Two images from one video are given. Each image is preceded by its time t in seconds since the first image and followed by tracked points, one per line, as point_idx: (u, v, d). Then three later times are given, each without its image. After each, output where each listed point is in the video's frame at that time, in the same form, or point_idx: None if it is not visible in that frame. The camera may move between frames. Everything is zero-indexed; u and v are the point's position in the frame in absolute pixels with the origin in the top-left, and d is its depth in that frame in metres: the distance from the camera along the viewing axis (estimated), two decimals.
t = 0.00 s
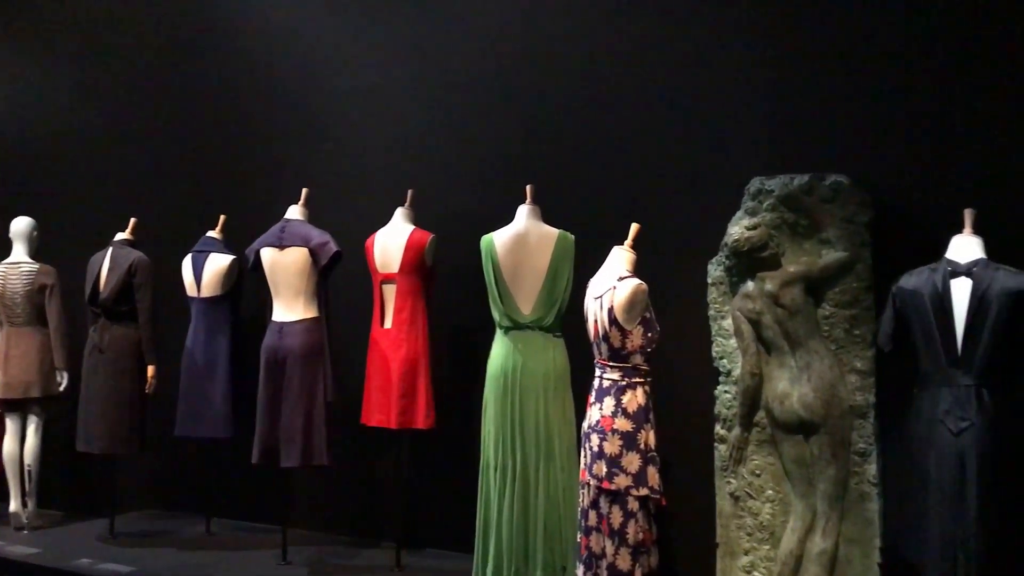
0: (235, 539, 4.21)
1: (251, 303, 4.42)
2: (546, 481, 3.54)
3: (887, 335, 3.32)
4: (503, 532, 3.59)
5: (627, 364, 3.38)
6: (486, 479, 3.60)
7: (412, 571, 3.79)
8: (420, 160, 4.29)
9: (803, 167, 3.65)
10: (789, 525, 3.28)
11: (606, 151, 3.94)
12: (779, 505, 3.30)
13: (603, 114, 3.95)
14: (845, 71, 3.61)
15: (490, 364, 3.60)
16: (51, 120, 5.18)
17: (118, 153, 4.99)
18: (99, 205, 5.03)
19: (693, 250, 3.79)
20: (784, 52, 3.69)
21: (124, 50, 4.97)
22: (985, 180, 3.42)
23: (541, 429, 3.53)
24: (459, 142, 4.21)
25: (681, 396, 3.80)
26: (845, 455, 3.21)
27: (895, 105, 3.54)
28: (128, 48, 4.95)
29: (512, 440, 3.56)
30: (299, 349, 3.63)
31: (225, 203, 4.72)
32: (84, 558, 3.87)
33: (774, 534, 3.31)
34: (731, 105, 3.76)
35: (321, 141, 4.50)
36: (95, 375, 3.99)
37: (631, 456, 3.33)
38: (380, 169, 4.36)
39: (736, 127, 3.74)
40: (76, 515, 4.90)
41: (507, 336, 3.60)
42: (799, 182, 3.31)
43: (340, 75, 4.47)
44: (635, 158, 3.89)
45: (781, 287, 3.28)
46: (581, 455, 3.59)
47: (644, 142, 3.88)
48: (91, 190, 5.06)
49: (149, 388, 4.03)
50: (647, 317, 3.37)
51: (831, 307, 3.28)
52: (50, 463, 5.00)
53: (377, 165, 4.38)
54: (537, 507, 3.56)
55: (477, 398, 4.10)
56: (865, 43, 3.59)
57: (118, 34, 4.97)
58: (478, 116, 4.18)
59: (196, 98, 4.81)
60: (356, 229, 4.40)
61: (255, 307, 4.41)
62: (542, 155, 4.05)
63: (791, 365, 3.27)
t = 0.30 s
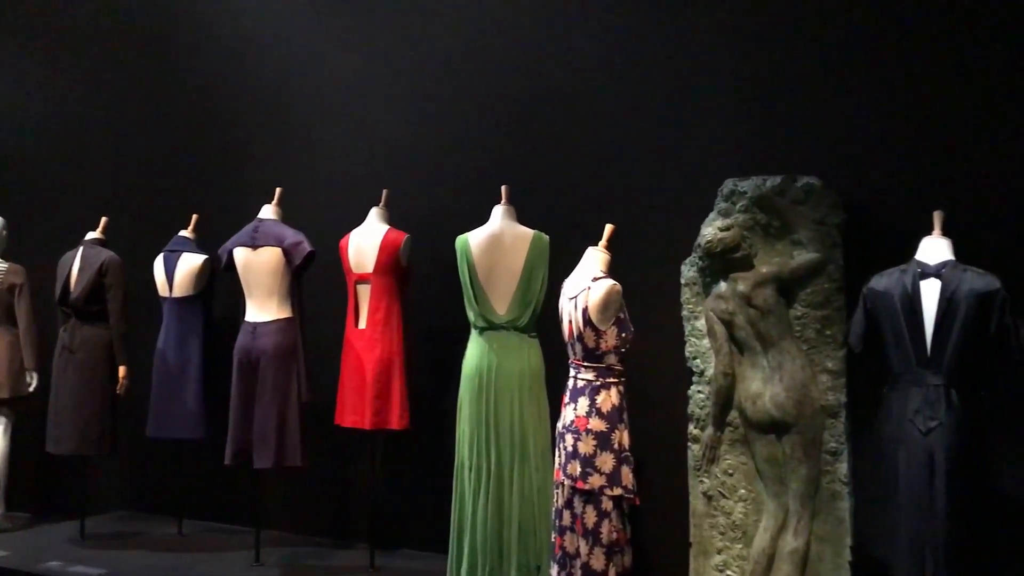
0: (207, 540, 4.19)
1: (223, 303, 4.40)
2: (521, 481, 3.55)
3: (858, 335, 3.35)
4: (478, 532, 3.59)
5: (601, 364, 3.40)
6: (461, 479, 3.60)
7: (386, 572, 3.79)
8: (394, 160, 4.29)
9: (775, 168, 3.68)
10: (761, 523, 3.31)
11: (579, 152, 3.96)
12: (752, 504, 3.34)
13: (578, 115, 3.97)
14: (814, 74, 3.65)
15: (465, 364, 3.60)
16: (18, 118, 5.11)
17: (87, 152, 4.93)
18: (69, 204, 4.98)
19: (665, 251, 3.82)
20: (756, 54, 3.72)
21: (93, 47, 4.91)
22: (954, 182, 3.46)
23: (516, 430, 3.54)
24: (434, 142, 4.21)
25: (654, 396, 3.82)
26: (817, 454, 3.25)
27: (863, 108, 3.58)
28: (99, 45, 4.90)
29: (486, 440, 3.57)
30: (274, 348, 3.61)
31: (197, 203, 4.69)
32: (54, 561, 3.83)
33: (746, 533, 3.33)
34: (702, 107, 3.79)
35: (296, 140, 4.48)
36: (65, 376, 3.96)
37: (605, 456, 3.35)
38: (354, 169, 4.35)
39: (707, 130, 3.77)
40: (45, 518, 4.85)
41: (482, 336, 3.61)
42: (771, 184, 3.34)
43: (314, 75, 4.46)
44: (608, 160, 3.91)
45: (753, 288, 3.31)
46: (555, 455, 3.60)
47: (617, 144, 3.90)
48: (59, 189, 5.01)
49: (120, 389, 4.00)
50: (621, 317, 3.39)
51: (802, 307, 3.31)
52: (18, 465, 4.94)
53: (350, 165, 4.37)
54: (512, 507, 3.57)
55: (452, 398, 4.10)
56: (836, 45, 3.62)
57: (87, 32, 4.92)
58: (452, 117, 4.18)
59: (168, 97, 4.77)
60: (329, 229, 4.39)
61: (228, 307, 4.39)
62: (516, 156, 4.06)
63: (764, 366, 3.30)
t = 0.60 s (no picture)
0: (183, 541, 4.16)
1: (199, 302, 4.38)
2: (497, 481, 3.55)
3: (832, 335, 3.38)
4: (454, 533, 3.59)
5: (578, 364, 3.40)
6: (437, 479, 3.60)
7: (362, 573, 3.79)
8: (371, 160, 4.28)
9: (749, 169, 3.71)
10: (737, 523, 3.32)
11: (556, 152, 3.97)
12: (728, 503, 3.35)
13: (555, 115, 3.98)
14: (788, 76, 3.68)
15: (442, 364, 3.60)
16: None
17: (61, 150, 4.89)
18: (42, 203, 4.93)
19: (641, 251, 3.84)
20: (732, 55, 3.75)
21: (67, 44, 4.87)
22: (926, 183, 3.50)
23: (493, 430, 3.54)
24: (411, 142, 4.21)
25: (629, 396, 3.84)
26: (791, 453, 3.27)
27: (837, 110, 3.62)
28: (61, 36, 4.78)
29: (463, 439, 3.56)
30: (248, 348, 3.59)
31: (173, 203, 4.66)
32: (25, 563, 3.80)
33: (722, 532, 3.35)
34: (678, 108, 3.81)
35: (272, 139, 4.46)
36: (37, 376, 3.92)
37: (581, 456, 3.35)
38: (331, 169, 4.34)
39: (683, 130, 3.80)
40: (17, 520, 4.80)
41: (459, 336, 3.61)
42: (747, 185, 3.36)
43: (290, 74, 4.44)
44: (584, 160, 3.93)
45: (729, 288, 3.33)
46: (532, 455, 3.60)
47: (593, 145, 3.92)
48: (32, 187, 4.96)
49: (93, 389, 3.97)
50: (598, 317, 3.40)
51: (777, 307, 3.33)
52: None
53: (327, 165, 4.36)
54: (489, 507, 3.57)
55: (429, 397, 4.10)
56: (810, 47, 3.66)
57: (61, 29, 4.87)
58: (429, 117, 4.18)
59: (143, 95, 4.73)
60: (306, 229, 4.37)
61: (204, 307, 4.37)
62: (493, 156, 4.07)
63: (739, 365, 3.31)
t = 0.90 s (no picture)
0: (160, 542, 4.15)
1: (178, 302, 4.36)
2: (477, 481, 3.56)
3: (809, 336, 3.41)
4: (433, 533, 3.59)
5: (557, 364, 3.41)
6: (417, 479, 3.60)
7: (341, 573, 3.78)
8: (351, 160, 4.28)
9: (727, 170, 3.73)
10: (715, 522, 3.34)
11: (536, 153, 3.98)
12: (706, 503, 3.37)
13: (534, 116, 3.99)
14: (766, 78, 3.70)
15: (421, 364, 3.60)
16: None
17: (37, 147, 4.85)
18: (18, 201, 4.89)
19: (620, 251, 3.85)
20: (709, 56, 3.77)
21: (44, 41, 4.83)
22: (900, 184, 3.53)
23: (473, 430, 3.55)
24: (391, 142, 4.21)
25: (608, 394, 3.85)
26: (769, 452, 3.29)
27: (813, 112, 3.65)
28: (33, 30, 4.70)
29: (443, 439, 3.57)
30: (226, 348, 3.59)
31: (152, 202, 4.64)
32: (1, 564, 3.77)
33: (700, 531, 3.37)
34: (657, 109, 3.83)
35: (251, 138, 4.45)
36: (13, 376, 3.90)
37: (560, 456, 3.37)
38: (311, 168, 4.34)
39: (662, 131, 3.82)
40: None
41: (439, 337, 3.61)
42: (725, 186, 3.38)
43: (270, 73, 4.43)
44: (563, 161, 3.95)
45: (707, 288, 3.35)
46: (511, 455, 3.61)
47: (572, 145, 3.93)
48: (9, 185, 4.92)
49: (70, 389, 3.95)
50: (577, 317, 3.40)
51: (755, 307, 3.36)
52: None
53: (307, 164, 4.35)
54: (468, 508, 3.57)
55: (409, 397, 4.10)
56: (786, 49, 3.68)
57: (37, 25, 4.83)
58: (410, 116, 4.18)
59: (122, 93, 4.71)
60: (286, 228, 4.37)
61: (183, 306, 4.36)
62: (473, 156, 4.07)
63: (717, 366, 3.34)
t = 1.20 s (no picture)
0: (144, 542, 4.14)
1: (163, 301, 4.36)
2: (461, 481, 3.57)
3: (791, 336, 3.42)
4: (417, 532, 3.59)
5: (541, 363, 3.42)
6: (401, 478, 3.60)
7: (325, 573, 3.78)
8: (336, 159, 4.28)
9: (710, 170, 3.75)
10: (698, 521, 3.36)
11: (520, 152, 4.00)
12: (689, 502, 3.38)
13: (519, 115, 4.00)
14: (749, 78, 3.72)
15: (406, 363, 3.60)
16: None
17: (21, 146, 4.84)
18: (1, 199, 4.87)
19: (604, 250, 3.87)
20: (692, 57, 3.79)
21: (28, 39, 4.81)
22: (881, 184, 3.55)
23: (457, 429, 3.56)
24: (376, 141, 4.21)
25: (592, 393, 3.86)
26: (752, 451, 3.30)
27: (795, 113, 3.67)
28: (16, 28, 4.69)
29: (427, 439, 3.57)
30: (211, 349, 3.59)
31: (136, 201, 4.64)
32: None
33: (684, 530, 3.38)
34: (640, 109, 3.84)
35: (236, 138, 4.45)
36: None
37: (544, 455, 3.37)
38: (296, 167, 4.34)
39: (645, 131, 3.83)
40: None
41: (423, 336, 3.61)
42: (709, 185, 3.40)
43: (255, 72, 4.42)
44: (547, 160, 3.96)
45: (691, 288, 3.36)
46: (495, 454, 3.62)
47: (556, 145, 3.94)
48: None
49: (53, 389, 3.94)
50: (561, 317, 3.41)
51: (738, 307, 3.37)
52: None
53: (292, 163, 4.35)
54: (452, 507, 3.58)
55: (394, 397, 4.11)
56: (769, 50, 3.71)
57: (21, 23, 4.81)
58: (395, 116, 4.19)
59: (106, 92, 4.70)
60: (271, 227, 4.37)
61: (167, 306, 4.35)
62: (458, 156, 4.09)
63: (700, 365, 3.35)
